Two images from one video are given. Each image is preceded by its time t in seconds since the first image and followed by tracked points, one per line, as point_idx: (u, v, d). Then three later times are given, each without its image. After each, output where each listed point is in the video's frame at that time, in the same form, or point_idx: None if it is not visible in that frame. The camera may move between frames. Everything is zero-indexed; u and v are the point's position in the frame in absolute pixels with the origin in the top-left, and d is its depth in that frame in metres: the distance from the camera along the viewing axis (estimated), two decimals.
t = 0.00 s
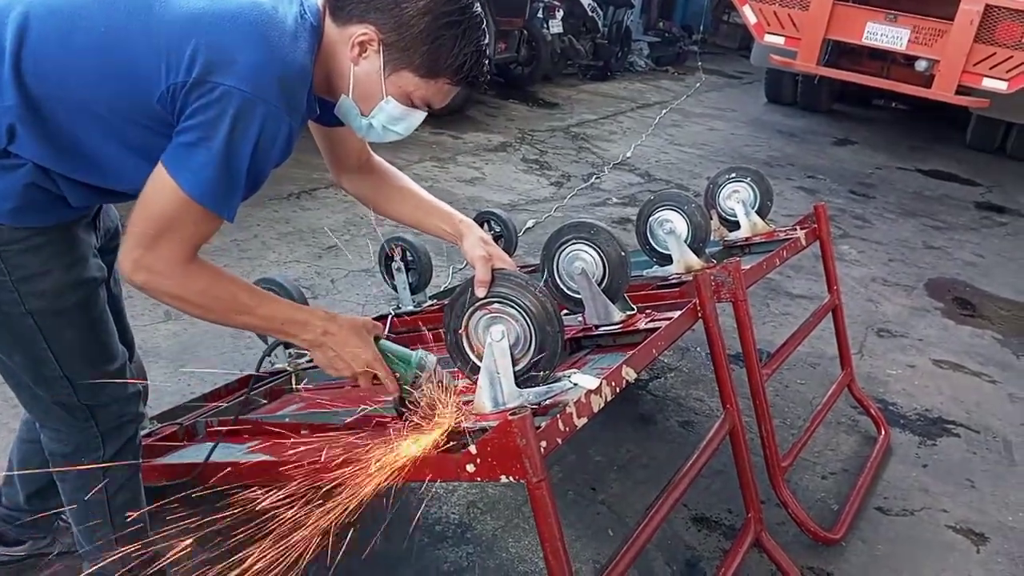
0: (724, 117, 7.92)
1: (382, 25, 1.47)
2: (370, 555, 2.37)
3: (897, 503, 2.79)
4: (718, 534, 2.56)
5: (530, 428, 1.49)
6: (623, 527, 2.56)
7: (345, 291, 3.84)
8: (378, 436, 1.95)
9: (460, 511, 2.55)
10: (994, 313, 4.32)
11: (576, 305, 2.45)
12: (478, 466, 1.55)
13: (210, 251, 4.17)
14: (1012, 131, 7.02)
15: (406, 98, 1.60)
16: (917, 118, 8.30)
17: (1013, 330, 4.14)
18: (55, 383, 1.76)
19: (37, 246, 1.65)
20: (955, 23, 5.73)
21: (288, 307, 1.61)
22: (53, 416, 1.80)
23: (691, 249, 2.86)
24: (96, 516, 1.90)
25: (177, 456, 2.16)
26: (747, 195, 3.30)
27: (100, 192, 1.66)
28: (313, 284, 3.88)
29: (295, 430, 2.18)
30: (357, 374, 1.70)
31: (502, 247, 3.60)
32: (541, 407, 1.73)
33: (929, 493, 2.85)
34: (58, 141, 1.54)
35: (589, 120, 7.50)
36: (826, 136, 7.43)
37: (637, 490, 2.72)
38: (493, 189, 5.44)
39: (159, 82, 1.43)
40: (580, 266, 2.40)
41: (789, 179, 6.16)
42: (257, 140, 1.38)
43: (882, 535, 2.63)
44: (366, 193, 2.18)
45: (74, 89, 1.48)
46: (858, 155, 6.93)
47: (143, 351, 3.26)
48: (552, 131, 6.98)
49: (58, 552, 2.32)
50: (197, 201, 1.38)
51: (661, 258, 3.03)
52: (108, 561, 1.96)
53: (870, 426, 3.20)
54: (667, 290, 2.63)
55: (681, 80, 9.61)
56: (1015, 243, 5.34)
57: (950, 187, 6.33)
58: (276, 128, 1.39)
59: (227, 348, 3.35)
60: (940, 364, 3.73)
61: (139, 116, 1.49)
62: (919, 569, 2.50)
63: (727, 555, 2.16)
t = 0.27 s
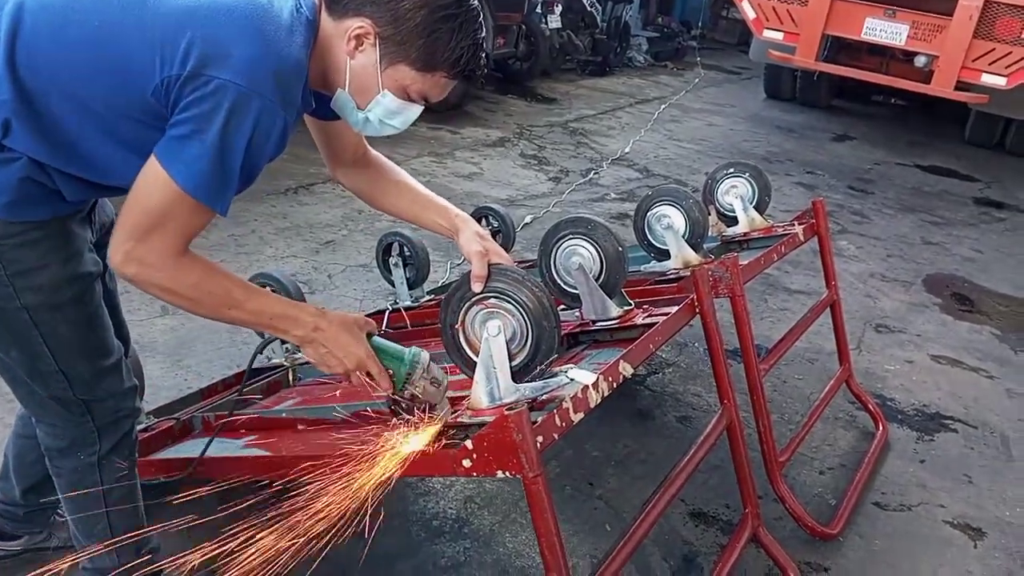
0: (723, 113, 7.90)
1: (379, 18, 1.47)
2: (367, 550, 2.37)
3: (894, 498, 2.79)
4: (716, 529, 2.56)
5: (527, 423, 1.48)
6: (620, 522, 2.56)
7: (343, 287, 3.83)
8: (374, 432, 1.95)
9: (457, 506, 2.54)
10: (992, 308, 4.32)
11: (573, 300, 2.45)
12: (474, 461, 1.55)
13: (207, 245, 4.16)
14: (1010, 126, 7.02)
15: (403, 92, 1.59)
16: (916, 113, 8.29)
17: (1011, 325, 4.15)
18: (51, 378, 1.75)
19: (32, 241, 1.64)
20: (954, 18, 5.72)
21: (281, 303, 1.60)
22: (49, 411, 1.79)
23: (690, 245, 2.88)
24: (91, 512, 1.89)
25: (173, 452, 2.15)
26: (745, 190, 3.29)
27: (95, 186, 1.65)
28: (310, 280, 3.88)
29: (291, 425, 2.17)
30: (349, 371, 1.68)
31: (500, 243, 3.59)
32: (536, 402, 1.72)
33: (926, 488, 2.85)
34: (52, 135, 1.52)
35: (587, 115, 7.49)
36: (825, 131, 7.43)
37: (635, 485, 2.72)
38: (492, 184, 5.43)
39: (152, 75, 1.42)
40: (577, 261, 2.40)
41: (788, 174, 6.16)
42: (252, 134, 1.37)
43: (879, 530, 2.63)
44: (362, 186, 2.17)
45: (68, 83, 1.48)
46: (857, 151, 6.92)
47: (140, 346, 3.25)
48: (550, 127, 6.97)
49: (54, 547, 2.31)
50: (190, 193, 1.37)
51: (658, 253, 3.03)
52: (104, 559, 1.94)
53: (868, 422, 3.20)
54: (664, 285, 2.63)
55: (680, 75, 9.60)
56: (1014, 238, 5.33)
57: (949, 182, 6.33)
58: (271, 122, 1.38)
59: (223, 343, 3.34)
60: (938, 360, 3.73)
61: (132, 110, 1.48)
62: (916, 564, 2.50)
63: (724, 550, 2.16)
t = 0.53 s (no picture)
0: (726, 113, 7.90)
1: (384, 18, 1.47)
2: (367, 549, 2.37)
3: (896, 499, 2.79)
4: (717, 530, 2.56)
5: (528, 423, 1.48)
6: (621, 522, 2.55)
7: (345, 286, 3.83)
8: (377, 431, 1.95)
9: (458, 505, 2.54)
10: (995, 309, 4.31)
11: (574, 300, 2.45)
12: (475, 461, 1.55)
13: (209, 244, 4.16)
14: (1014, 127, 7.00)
15: (407, 93, 1.58)
16: (919, 114, 8.28)
17: (1014, 327, 4.14)
18: (54, 375, 1.75)
19: (36, 238, 1.64)
20: (957, 19, 5.71)
21: (282, 301, 1.60)
22: (52, 409, 1.79)
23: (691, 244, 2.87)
24: (94, 511, 1.88)
25: (174, 450, 2.16)
26: (748, 190, 3.29)
27: (99, 184, 1.65)
28: (312, 279, 3.88)
29: (292, 424, 2.17)
30: (349, 371, 1.67)
31: (502, 242, 3.59)
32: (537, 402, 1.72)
33: (928, 490, 2.85)
34: (56, 132, 1.52)
35: (590, 115, 7.48)
36: (828, 132, 7.42)
37: (636, 485, 2.72)
38: (494, 183, 5.43)
39: (155, 72, 1.42)
40: (579, 261, 2.39)
41: (790, 175, 6.15)
42: (254, 131, 1.37)
43: (881, 532, 2.63)
44: (363, 185, 2.17)
45: (72, 81, 1.48)
46: (860, 151, 6.91)
47: (142, 344, 3.25)
48: (553, 126, 6.96)
49: (56, 545, 2.32)
50: (190, 191, 1.37)
51: (661, 253, 3.02)
52: (107, 559, 1.93)
53: (870, 423, 3.20)
54: (666, 285, 2.63)
55: (683, 75, 9.59)
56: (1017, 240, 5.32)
57: (952, 183, 6.32)
58: (274, 119, 1.38)
59: (225, 342, 3.34)
60: (940, 361, 3.73)
61: (136, 107, 1.48)
62: (918, 566, 2.50)
63: (725, 551, 2.15)
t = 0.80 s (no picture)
0: (728, 111, 7.89)
1: (388, 18, 1.47)
2: (368, 548, 2.37)
3: (898, 497, 2.78)
4: (719, 528, 2.56)
5: (529, 421, 1.49)
6: (623, 521, 2.55)
7: (347, 284, 3.84)
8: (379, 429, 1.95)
9: (460, 503, 2.55)
10: (998, 307, 4.30)
11: (576, 298, 2.45)
12: (476, 459, 1.55)
13: (211, 243, 4.16)
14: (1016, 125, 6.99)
15: (411, 93, 1.58)
16: (921, 112, 8.27)
17: (1016, 325, 4.13)
18: (57, 374, 1.75)
19: (39, 237, 1.64)
20: (960, 17, 5.70)
21: (287, 301, 1.60)
22: (55, 408, 1.80)
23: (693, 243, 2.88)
24: (97, 508, 1.89)
25: (178, 449, 2.16)
26: (750, 188, 3.28)
27: (102, 183, 1.65)
28: (314, 277, 3.88)
29: (295, 423, 2.18)
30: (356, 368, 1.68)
31: (504, 240, 3.59)
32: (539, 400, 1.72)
33: (930, 488, 2.85)
34: (61, 133, 1.53)
35: (592, 113, 7.48)
36: (830, 130, 7.40)
37: (638, 484, 2.72)
38: (496, 182, 5.42)
39: (160, 74, 1.42)
40: (581, 259, 2.39)
41: (792, 173, 6.14)
42: (259, 133, 1.37)
43: (883, 530, 2.63)
44: (366, 184, 2.17)
45: (76, 82, 1.48)
46: (862, 149, 6.90)
47: (144, 343, 3.26)
48: (555, 125, 6.96)
49: (59, 543, 2.32)
50: (196, 193, 1.37)
51: (663, 251, 3.02)
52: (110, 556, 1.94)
53: (872, 421, 3.20)
54: (668, 284, 2.63)
55: (685, 73, 9.58)
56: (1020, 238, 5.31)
57: (954, 181, 6.31)
58: (278, 122, 1.38)
59: (227, 340, 3.35)
60: (942, 359, 3.72)
61: (140, 108, 1.48)
62: (920, 564, 2.50)
63: (727, 550, 2.16)
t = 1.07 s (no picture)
0: (726, 108, 7.89)
1: (385, 14, 1.46)
2: (366, 543, 2.37)
3: (895, 493, 2.79)
4: (716, 523, 2.56)
5: (527, 417, 1.49)
6: (621, 516, 2.56)
7: (344, 281, 3.83)
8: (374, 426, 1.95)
9: (458, 499, 2.55)
10: (994, 304, 4.31)
11: (573, 295, 2.45)
12: (474, 454, 1.55)
13: (208, 239, 4.16)
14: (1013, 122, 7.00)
15: (407, 89, 1.58)
16: (918, 108, 8.28)
17: (1013, 320, 4.14)
18: (54, 371, 1.75)
19: (34, 233, 1.64)
20: (957, 13, 5.70)
21: (281, 298, 1.59)
22: (51, 404, 1.79)
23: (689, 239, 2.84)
24: (93, 505, 1.88)
25: (174, 445, 2.16)
26: (747, 184, 3.28)
27: (98, 179, 1.65)
28: (311, 274, 3.88)
29: (291, 420, 2.17)
30: (349, 366, 1.67)
31: (501, 237, 3.59)
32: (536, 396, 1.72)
33: (927, 483, 2.85)
34: (57, 128, 1.52)
35: (589, 110, 7.48)
36: (827, 127, 7.41)
37: (635, 480, 2.72)
38: (493, 178, 5.42)
39: (155, 69, 1.41)
40: (578, 255, 2.39)
41: (789, 169, 6.15)
42: (254, 129, 1.36)
43: (880, 525, 2.63)
44: (363, 180, 2.17)
45: (72, 77, 1.47)
46: (859, 146, 6.91)
47: (141, 340, 3.25)
48: (552, 121, 6.96)
49: (55, 540, 2.32)
50: (189, 188, 1.37)
51: (660, 247, 3.03)
52: (106, 552, 1.93)
53: (869, 416, 3.20)
54: (665, 280, 2.63)
55: (682, 70, 9.58)
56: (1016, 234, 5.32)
57: (951, 178, 6.31)
58: (273, 117, 1.38)
59: (224, 337, 3.34)
60: (939, 355, 3.73)
61: (135, 103, 1.47)
62: (917, 559, 2.50)
63: (725, 545, 2.16)
